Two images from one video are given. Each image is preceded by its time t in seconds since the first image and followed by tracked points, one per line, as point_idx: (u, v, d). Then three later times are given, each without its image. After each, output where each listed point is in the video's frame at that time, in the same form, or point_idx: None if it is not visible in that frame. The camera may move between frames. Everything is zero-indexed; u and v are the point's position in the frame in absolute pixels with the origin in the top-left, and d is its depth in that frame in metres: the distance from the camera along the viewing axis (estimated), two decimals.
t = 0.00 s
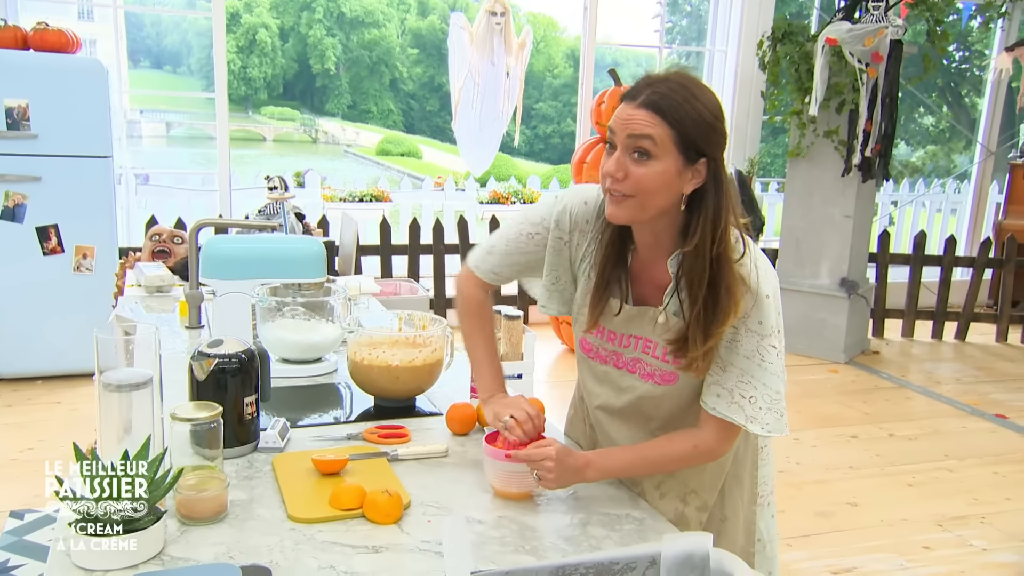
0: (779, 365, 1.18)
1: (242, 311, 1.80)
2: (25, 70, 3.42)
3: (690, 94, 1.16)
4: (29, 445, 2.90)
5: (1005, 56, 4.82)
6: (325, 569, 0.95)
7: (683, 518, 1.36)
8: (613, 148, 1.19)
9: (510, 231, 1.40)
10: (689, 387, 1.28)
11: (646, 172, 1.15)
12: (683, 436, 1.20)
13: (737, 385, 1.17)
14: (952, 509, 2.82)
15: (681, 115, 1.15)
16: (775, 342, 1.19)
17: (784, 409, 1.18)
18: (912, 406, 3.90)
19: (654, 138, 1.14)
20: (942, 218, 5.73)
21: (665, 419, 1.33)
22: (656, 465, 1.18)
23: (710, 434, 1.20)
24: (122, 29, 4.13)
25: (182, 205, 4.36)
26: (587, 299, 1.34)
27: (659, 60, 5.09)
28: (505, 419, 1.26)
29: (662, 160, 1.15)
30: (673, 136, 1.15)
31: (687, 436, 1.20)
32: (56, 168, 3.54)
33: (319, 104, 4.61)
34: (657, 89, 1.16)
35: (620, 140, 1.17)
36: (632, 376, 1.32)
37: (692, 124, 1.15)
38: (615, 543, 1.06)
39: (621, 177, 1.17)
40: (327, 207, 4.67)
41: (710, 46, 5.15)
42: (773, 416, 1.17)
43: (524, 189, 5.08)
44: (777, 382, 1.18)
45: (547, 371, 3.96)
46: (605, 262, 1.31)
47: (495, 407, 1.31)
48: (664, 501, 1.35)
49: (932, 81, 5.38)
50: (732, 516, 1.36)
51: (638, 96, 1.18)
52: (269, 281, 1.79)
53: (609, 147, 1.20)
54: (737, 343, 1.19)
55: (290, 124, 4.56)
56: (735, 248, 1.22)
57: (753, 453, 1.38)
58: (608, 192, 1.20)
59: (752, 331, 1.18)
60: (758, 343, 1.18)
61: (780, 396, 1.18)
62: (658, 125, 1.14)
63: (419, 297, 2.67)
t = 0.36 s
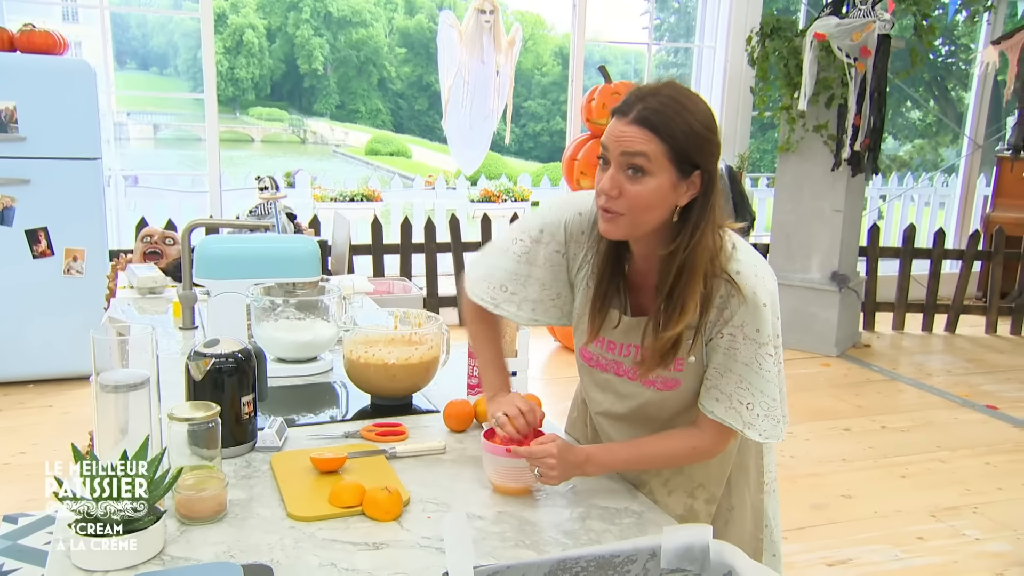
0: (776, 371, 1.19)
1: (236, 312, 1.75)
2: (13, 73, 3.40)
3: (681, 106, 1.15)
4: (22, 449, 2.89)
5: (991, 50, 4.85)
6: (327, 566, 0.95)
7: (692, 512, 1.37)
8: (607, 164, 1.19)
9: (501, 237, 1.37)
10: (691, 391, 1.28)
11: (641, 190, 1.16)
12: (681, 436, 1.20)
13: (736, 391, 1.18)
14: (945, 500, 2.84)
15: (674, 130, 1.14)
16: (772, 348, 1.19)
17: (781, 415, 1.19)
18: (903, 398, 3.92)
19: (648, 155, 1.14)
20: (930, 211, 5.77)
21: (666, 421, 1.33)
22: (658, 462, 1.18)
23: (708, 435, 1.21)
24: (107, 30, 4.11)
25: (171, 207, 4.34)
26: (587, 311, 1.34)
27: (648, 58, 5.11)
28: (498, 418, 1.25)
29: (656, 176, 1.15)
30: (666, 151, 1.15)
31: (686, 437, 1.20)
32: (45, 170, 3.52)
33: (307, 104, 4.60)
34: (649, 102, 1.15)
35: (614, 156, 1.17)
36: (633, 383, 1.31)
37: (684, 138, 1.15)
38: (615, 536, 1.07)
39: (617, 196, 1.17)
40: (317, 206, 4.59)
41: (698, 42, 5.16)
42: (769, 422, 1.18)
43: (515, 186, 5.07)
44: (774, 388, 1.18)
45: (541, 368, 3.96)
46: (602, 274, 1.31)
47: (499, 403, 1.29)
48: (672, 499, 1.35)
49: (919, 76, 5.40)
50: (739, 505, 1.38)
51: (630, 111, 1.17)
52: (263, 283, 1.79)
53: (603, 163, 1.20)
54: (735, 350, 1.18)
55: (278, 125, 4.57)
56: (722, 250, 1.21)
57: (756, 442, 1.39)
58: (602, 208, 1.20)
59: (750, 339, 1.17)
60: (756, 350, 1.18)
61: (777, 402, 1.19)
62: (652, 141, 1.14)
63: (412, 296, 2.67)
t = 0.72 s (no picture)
0: (790, 361, 1.17)
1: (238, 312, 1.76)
2: (17, 71, 3.40)
3: (731, 73, 1.18)
4: (23, 447, 2.89)
5: (995, 54, 4.84)
6: (327, 569, 0.95)
7: (686, 518, 1.38)
8: (654, 131, 1.21)
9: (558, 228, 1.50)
10: (703, 376, 1.28)
11: (692, 155, 1.16)
12: (686, 431, 1.19)
13: (746, 375, 1.17)
14: (945, 505, 2.84)
15: (725, 95, 1.16)
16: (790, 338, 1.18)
17: (791, 405, 1.17)
18: (904, 402, 3.92)
19: (699, 121, 1.16)
20: (932, 215, 5.77)
21: (678, 414, 1.33)
22: (658, 463, 1.17)
23: (713, 428, 1.19)
24: (110, 28, 4.11)
25: (173, 205, 4.35)
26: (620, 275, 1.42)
27: (650, 59, 5.11)
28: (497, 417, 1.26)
29: (706, 141, 1.17)
30: (717, 116, 1.16)
31: (690, 430, 1.19)
32: (47, 168, 3.52)
33: (309, 103, 4.59)
34: (699, 70, 1.17)
35: (663, 123, 1.18)
36: (649, 359, 1.34)
37: (735, 103, 1.17)
38: (616, 540, 1.07)
39: (667, 160, 1.18)
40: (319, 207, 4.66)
41: (701, 44, 5.16)
42: (778, 410, 1.16)
43: (517, 188, 5.09)
44: (787, 377, 1.16)
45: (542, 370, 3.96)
46: (638, 244, 1.36)
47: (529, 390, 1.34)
48: (666, 498, 1.39)
49: (922, 80, 5.40)
50: (741, 529, 1.36)
51: (680, 77, 1.18)
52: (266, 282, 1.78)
53: (650, 131, 1.22)
54: (751, 332, 1.18)
55: (280, 124, 4.54)
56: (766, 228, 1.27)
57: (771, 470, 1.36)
58: (650, 175, 1.21)
59: (767, 323, 1.17)
60: (772, 335, 1.17)
61: (788, 391, 1.16)
62: (703, 107, 1.16)
63: (414, 297, 2.67)
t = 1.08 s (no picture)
0: (797, 374, 1.18)
1: (235, 312, 1.80)
2: (19, 70, 3.40)
3: (684, 124, 1.13)
4: (18, 446, 2.88)
5: (995, 65, 4.85)
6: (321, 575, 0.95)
7: (690, 528, 1.36)
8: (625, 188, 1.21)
9: (540, 240, 1.41)
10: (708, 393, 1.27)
11: (661, 213, 1.17)
12: (683, 438, 1.20)
13: (749, 387, 1.19)
14: (941, 517, 2.83)
15: (678, 152, 1.13)
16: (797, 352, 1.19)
17: (797, 418, 1.19)
18: (901, 413, 3.92)
19: (656, 184, 1.15)
20: (931, 226, 5.78)
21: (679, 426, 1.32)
22: (656, 469, 1.18)
23: (708, 436, 1.21)
24: (112, 28, 4.11)
25: (173, 205, 4.34)
26: (619, 294, 1.37)
27: (652, 66, 5.12)
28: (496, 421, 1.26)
29: (671, 199, 1.16)
30: (675, 174, 1.14)
31: (687, 438, 1.20)
32: (48, 167, 3.52)
33: (311, 105, 4.61)
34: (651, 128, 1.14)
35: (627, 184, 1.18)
36: (653, 377, 1.32)
37: (690, 157, 1.13)
38: (611, 549, 1.06)
39: (641, 218, 1.19)
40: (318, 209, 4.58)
41: (703, 52, 5.17)
42: (783, 423, 1.18)
43: (517, 193, 5.08)
44: (792, 391, 1.18)
45: (539, 375, 3.95)
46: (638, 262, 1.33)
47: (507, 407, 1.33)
48: (673, 510, 1.35)
49: (921, 91, 5.42)
50: (739, 531, 1.35)
51: (635, 137, 1.17)
52: (265, 284, 1.78)
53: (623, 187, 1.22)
54: (756, 347, 1.19)
55: (281, 126, 4.55)
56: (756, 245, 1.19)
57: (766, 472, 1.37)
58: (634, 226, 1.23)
59: (774, 338, 1.18)
60: (780, 349, 1.18)
61: (794, 405, 1.18)
62: (657, 170, 1.14)
63: (412, 301, 2.66)
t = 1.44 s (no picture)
0: (794, 372, 1.18)
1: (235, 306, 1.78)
2: (16, 63, 3.39)
3: (725, 84, 1.17)
4: (19, 440, 2.88)
5: (996, 56, 4.82)
6: (322, 567, 0.95)
7: (690, 520, 1.35)
8: (648, 144, 1.19)
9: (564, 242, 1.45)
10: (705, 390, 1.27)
11: (687, 169, 1.15)
12: (680, 433, 1.20)
13: (746, 384, 1.18)
14: (941, 508, 2.84)
15: (722, 108, 1.15)
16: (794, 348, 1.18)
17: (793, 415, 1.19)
18: (900, 404, 3.92)
19: (695, 133, 1.15)
20: (931, 217, 5.77)
21: (677, 421, 1.31)
22: (654, 462, 1.18)
23: (706, 432, 1.20)
24: (109, 21, 4.09)
25: (172, 199, 4.34)
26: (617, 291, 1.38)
27: (651, 58, 5.10)
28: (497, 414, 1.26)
29: (702, 156, 1.16)
30: (714, 129, 1.15)
31: (684, 433, 1.20)
32: (48, 160, 3.52)
33: (309, 98, 4.58)
34: (695, 82, 1.16)
35: (658, 135, 1.17)
36: (649, 373, 1.33)
37: (730, 118, 1.16)
38: (612, 540, 1.07)
39: (661, 174, 1.17)
40: (318, 202, 4.65)
41: (702, 44, 5.15)
42: (778, 420, 1.18)
43: (516, 185, 5.07)
44: (789, 388, 1.18)
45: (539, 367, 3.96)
46: (634, 262, 1.32)
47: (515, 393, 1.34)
48: (671, 504, 1.35)
49: (922, 81, 5.40)
50: (740, 522, 1.35)
51: (676, 90, 1.18)
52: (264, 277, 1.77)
53: (644, 143, 1.20)
54: (752, 343, 1.18)
55: (279, 119, 4.53)
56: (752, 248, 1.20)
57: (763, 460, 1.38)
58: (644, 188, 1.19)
59: (770, 334, 1.17)
60: (776, 346, 1.17)
61: (791, 402, 1.18)
62: (699, 119, 1.15)
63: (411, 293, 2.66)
